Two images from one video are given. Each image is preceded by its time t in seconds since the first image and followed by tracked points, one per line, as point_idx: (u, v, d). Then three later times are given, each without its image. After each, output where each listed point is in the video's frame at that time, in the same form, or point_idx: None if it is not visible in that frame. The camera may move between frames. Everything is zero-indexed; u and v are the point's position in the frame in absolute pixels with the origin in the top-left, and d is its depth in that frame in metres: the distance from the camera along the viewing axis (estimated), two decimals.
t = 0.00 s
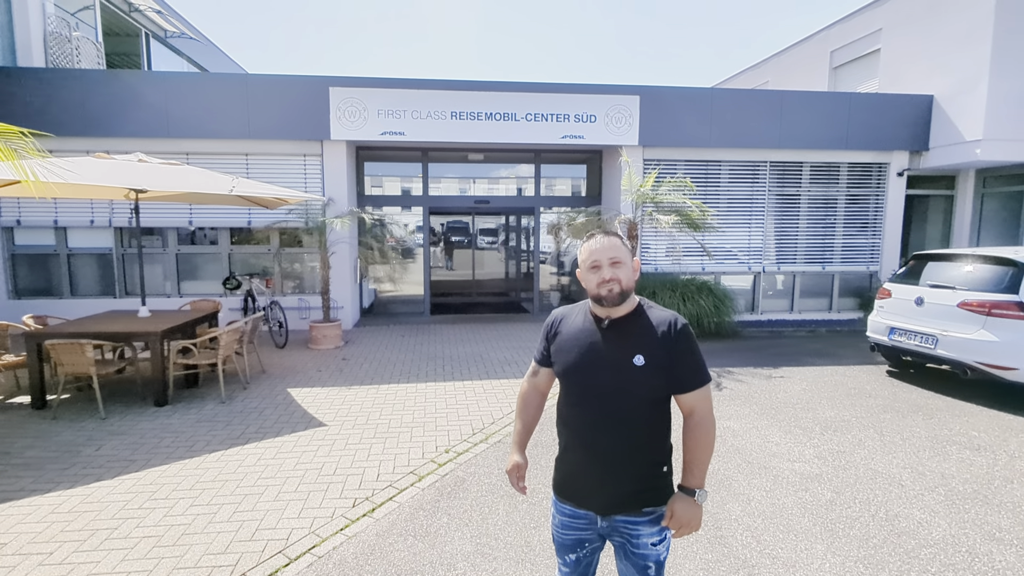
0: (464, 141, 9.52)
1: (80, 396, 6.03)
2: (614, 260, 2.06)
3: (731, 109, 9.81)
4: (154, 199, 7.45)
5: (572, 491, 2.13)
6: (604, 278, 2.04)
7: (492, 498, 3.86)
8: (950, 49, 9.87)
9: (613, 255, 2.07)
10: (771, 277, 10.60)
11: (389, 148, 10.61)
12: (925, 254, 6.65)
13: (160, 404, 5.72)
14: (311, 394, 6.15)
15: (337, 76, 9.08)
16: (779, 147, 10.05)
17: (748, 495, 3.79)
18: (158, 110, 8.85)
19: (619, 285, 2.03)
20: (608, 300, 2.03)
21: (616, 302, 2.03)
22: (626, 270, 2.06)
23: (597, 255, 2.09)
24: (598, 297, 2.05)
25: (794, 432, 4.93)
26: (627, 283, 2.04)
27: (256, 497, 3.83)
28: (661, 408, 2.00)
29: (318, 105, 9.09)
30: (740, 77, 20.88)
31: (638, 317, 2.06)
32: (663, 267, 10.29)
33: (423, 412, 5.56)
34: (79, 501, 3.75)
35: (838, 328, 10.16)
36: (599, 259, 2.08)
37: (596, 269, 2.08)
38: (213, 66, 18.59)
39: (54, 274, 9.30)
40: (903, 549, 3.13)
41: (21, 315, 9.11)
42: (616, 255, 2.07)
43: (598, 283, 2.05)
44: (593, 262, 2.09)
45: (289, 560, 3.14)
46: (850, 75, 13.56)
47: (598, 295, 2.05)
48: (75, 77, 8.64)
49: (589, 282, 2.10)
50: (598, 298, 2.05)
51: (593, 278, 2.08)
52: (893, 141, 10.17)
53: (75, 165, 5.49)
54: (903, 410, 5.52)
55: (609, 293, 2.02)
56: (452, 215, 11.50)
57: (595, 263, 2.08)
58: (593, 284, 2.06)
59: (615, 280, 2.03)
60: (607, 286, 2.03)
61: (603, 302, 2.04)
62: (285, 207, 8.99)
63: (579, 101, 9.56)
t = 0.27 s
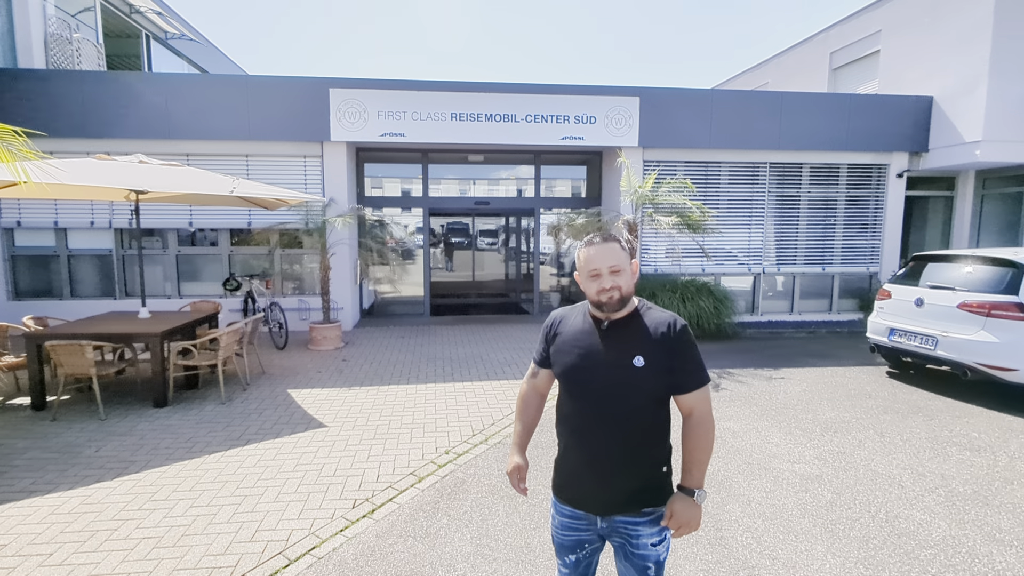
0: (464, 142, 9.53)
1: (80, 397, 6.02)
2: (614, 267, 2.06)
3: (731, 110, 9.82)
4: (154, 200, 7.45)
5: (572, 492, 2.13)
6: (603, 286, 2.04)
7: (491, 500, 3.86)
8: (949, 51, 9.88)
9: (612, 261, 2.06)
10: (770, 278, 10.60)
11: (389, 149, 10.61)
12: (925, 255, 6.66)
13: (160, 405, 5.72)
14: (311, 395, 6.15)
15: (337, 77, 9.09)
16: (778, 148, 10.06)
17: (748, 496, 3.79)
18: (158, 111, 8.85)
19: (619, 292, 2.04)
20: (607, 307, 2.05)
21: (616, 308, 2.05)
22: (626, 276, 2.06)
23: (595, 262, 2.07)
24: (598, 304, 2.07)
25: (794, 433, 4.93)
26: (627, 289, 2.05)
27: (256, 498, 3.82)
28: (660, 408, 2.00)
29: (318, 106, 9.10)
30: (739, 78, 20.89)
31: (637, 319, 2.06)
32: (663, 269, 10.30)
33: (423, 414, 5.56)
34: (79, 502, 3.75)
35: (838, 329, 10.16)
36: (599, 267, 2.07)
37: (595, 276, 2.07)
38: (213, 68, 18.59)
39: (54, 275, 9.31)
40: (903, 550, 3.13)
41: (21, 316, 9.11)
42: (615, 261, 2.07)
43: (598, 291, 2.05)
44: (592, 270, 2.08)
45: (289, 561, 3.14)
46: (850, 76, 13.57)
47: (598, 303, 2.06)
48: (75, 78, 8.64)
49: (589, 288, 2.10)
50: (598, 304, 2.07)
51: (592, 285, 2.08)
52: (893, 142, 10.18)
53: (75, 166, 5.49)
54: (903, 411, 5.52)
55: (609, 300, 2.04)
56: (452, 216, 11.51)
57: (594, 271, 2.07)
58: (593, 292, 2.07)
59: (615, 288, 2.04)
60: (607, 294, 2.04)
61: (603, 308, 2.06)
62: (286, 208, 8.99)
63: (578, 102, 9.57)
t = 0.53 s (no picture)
0: (463, 142, 9.53)
1: (80, 398, 6.02)
2: (614, 260, 2.06)
3: (731, 111, 9.82)
4: (154, 200, 7.45)
5: (571, 492, 2.12)
6: (603, 277, 2.04)
7: (491, 499, 3.85)
8: (949, 51, 9.88)
9: (613, 254, 2.07)
10: (771, 278, 10.59)
11: (389, 150, 10.60)
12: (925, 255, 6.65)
13: (159, 406, 5.71)
14: (311, 395, 6.14)
15: (336, 77, 9.08)
16: (778, 149, 10.06)
17: (749, 496, 3.78)
18: (158, 111, 8.85)
19: (619, 284, 2.02)
20: (607, 299, 2.03)
21: (615, 301, 2.03)
22: (626, 269, 2.06)
23: (596, 254, 2.08)
24: (596, 296, 2.05)
25: (795, 433, 4.92)
26: (627, 282, 2.04)
27: (255, 498, 3.82)
28: (660, 408, 1.99)
29: (318, 106, 9.10)
30: (739, 79, 20.89)
31: (636, 318, 2.06)
32: (663, 269, 10.29)
33: (423, 414, 5.55)
34: (79, 502, 3.75)
35: (838, 329, 10.16)
36: (599, 259, 2.07)
37: (595, 267, 2.07)
38: (213, 68, 18.60)
39: (54, 275, 9.30)
40: (904, 550, 3.12)
41: (21, 316, 9.10)
42: (616, 254, 2.07)
43: (597, 283, 2.04)
44: (592, 261, 2.08)
45: (288, 561, 3.13)
46: (850, 76, 13.56)
47: (598, 294, 2.04)
48: (75, 78, 8.64)
49: (588, 281, 2.09)
50: (597, 297, 2.04)
51: (592, 277, 2.07)
52: (893, 142, 10.18)
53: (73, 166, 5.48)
54: (904, 411, 5.51)
55: (609, 292, 2.02)
56: (452, 217, 11.50)
57: (594, 263, 2.07)
58: (592, 284, 2.06)
59: (615, 280, 2.03)
60: (607, 285, 2.02)
61: (602, 301, 2.04)
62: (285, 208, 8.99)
63: (578, 102, 9.57)
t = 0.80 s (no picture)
0: (463, 142, 9.54)
1: (80, 398, 6.02)
2: (615, 261, 2.06)
3: (730, 112, 9.83)
4: (155, 201, 7.45)
5: (571, 493, 2.12)
6: (604, 278, 2.04)
7: (491, 500, 3.86)
8: (949, 52, 9.89)
9: (615, 255, 2.07)
10: (771, 278, 10.60)
11: (389, 150, 10.61)
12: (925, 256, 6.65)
13: (160, 406, 5.72)
14: (311, 396, 6.14)
15: (336, 78, 9.09)
16: (778, 149, 10.07)
17: (748, 497, 3.78)
18: (158, 112, 8.86)
19: (619, 286, 2.03)
20: (606, 301, 2.03)
21: (615, 303, 2.04)
22: (626, 272, 2.07)
23: (599, 254, 2.08)
24: (596, 296, 2.05)
25: (795, 434, 4.93)
26: (627, 284, 2.05)
27: (255, 499, 3.82)
28: (658, 409, 2.00)
29: (318, 107, 9.11)
30: (739, 79, 20.91)
31: (635, 319, 2.07)
32: (663, 269, 10.30)
33: (423, 414, 5.56)
34: (79, 503, 3.75)
35: (837, 330, 10.16)
36: (601, 259, 2.07)
37: (597, 268, 2.07)
38: (212, 69, 18.62)
39: (55, 276, 9.30)
40: (903, 551, 3.13)
41: (21, 317, 9.11)
42: (618, 256, 2.07)
43: (598, 283, 2.05)
44: (594, 261, 2.08)
45: (288, 562, 3.14)
46: (849, 77, 13.57)
47: (597, 295, 2.05)
48: (76, 79, 8.65)
49: (588, 281, 2.10)
50: (597, 297, 2.05)
51: (593, 278, 2.07)
52: (892, 143, 10.18)
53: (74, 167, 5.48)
54: (903, 412, 5.52)
55: (608, 293, 2.03)
56: (452, 217, 11.52)
57: (597, 262, 2.07)
58: (593, 283, 2.06)
59: (616, 281, 2.04)
60: (607, 286, 2.03)
61: (602, 302, 2.05)
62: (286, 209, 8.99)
63: (578, 103, 9.58)
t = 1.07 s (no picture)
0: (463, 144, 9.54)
1: (80, 400, 6.03)
2: (615, 264, 2.07)
3: (730, 113, 9.84)
4: (154, 202, 7.45)
5: (570, 495, 2.12)
6: (604, 280, 2.05)
7: (491, 501, 3.86)
8: (948, 53, 9.91)
9: (615, 258, 2.08)
10: (770, 279, 10.61)
11: (389, 152, 10.61)
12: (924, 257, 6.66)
13: (160, 407, 5.72)
14: (311, 397, 6.14)
15: (336, 79, 9.10)
16: (778, 151, 10.08)
17: (748, 497, 3.79)
18: (158, 114, 8.86)
19: (619, 288, 2.04)
20: (606, 303, 2.04)
21: (615, 305, 2.04)
22: (626, 274, 2.07)
23: (599, 256, 2.09)
24: (596, 298, 2.06)
25: (795, 435, 4.93)
26: (627, 286, 2.05)
27: (255, 501, 3.82)
28: (657, 410, 2.01)
29: (318, 109, 9.11)
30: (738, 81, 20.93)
31: (634, 321, 2.07)
32: (663, 270, 10.30)
33: (423, 416, 5.56)
34: (79, 504, 3.75)
35: (837, 331, 10.17)
36: (600, 261, 2.08)
37: (597, 270, 2.08)
38: (212, 71, 18.64)
39: (54, 277, 9.30)
40: (903, 551, 3.13)
41: (21, 318, 9.11)
42: (617, 258, 2.08)
43: (598, 285, 2.05)
44: (594, 263, 2.09)
45: (288, 563, 3.14)
46: (848, 78, 13.59)
47: (597, 298, 2.05)
48: (75, 81, 8.66)
49: (588, 284, 2.10)
50: (597, 299, 2.05)
51: (593, 280, 2.08)
52: (891, 144, 10.20)
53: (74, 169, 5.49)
54: (903, 412, 5.52)
55: (608, 295, 2.03)
56: (451, 218, 11.52)
57: (596, 264, 2.08)
58: (593, 285, 2.07)
59: (616, 283, 2.04)
60: (607, 288, 2.03)
61: (602, 304, 2.05)
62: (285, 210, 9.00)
63: (578, 105, 9.59)
